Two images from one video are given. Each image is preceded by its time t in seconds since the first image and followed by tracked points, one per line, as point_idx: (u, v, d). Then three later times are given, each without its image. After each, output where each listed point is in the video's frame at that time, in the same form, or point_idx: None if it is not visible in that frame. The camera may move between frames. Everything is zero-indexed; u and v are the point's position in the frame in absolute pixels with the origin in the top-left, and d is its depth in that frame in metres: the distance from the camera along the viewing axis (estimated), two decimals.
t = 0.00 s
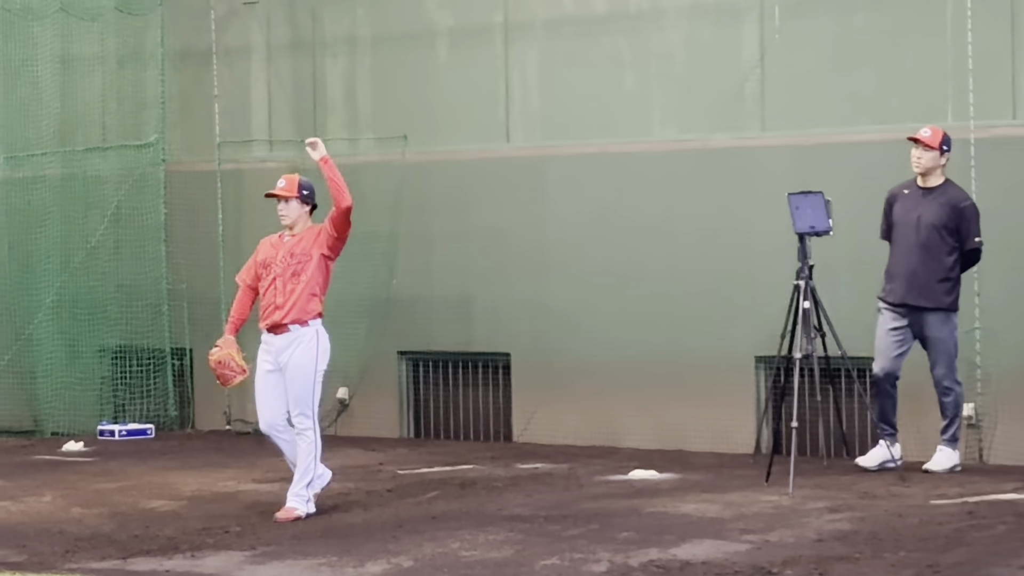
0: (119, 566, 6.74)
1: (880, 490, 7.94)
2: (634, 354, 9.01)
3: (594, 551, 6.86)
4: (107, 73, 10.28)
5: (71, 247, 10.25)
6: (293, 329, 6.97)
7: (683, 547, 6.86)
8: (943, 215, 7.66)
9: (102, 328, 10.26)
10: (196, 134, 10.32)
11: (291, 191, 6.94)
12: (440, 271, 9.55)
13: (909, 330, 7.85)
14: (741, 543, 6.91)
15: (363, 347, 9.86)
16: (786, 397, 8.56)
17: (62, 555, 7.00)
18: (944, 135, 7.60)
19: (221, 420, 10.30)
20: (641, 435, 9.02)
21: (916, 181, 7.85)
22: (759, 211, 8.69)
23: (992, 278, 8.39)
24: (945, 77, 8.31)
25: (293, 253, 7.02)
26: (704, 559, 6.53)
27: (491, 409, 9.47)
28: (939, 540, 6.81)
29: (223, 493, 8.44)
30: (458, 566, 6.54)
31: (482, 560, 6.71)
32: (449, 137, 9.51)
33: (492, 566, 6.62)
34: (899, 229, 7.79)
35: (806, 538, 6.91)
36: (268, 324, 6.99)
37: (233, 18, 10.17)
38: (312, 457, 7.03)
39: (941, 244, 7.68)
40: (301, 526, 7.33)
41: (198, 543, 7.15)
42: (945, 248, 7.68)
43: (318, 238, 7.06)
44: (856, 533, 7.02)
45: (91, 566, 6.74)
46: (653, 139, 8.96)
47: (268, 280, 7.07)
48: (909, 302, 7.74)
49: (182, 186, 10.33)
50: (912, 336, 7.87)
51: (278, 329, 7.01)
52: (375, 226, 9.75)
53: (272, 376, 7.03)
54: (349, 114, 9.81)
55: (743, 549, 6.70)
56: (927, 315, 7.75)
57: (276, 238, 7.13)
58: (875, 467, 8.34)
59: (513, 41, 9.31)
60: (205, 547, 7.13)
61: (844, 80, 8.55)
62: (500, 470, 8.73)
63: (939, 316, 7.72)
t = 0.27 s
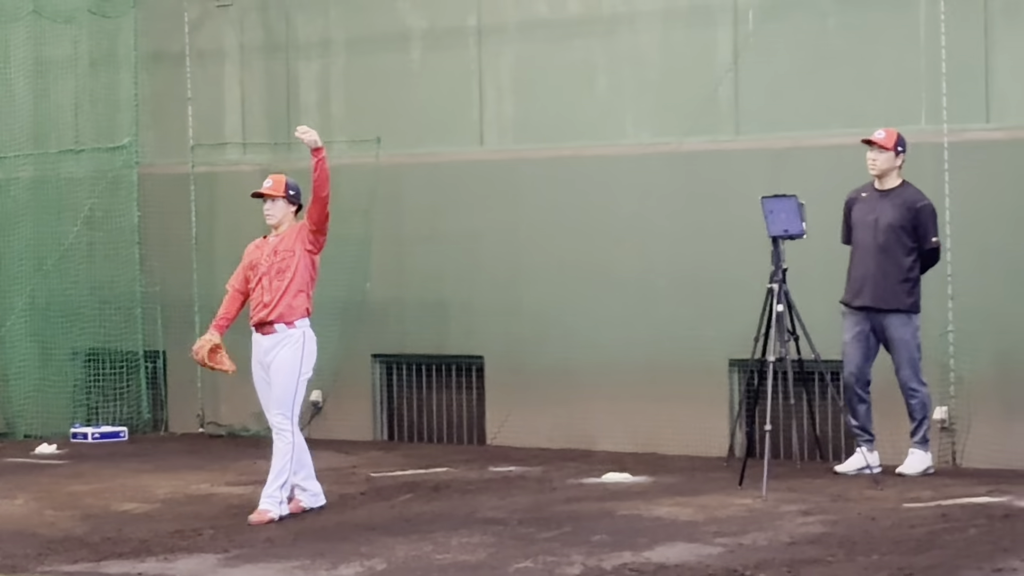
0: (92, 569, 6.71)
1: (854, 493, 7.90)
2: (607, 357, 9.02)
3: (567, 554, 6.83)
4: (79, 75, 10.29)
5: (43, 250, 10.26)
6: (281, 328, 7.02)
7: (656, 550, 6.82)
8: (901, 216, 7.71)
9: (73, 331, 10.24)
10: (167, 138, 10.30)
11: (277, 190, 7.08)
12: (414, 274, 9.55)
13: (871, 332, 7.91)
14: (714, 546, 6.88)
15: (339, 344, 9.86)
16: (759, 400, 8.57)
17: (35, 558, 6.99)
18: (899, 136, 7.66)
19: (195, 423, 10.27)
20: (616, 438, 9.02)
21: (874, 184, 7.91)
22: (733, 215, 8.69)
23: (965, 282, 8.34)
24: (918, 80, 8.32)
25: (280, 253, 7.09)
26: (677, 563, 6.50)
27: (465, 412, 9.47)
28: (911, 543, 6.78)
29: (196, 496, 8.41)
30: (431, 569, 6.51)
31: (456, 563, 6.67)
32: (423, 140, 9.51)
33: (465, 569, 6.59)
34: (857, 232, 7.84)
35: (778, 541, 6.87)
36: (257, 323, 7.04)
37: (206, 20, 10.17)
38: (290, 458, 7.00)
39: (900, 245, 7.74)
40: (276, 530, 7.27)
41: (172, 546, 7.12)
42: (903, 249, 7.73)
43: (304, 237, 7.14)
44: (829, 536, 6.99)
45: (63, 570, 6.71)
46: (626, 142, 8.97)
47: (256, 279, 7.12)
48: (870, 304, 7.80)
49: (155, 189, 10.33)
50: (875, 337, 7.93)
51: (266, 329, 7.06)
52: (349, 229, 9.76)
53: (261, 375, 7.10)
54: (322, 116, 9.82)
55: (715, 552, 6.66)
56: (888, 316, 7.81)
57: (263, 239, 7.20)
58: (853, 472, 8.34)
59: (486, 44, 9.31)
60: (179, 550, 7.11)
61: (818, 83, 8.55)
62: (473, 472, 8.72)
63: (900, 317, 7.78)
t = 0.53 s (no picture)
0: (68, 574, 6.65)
1: (831, 498, 7.83)
2: (585, 362, 9.03)
3: (545, 560, 6.77)
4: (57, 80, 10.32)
5: (20, 254, 10.23)
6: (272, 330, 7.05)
7: (635, 556, 6.76)
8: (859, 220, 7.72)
9: (50, 336, 10.24)
10: (145, 143, 10.31)
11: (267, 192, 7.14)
12: (392, 280, 9.55)
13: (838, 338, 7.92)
14: (691, 552, 6.81)
15: (317, 353, 9.86)
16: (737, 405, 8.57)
17: (12, 564, 6.95)
18: (851, 141, 7.67)
19: (172, 427, 10.28)
20: (593, 443, 9.03)
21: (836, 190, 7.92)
22: (711, 221, 8.69)
23: (943, 288, 8.31)
24: (896, 87, 8.33)
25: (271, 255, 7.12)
26: (654, 568, 6.44)
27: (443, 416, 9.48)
28: (889, 548, 6.72)
29: (173, 501, 8.37)
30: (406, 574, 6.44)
31: (433, 568, 6.60)
32: (401, 145, 9.52)
33: (442, 574, 6.53)
34: (820, 238, 7.88)
35: (756, 547, 6.81)
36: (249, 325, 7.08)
37: (184, 25, 10.17)
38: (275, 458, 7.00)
39: (860, 249, 7.74)
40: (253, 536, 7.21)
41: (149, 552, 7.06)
42: (863, 253, 7.73)
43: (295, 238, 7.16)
44: (806, 542, 6.93)
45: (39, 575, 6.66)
46: (605, 147, 8.97)
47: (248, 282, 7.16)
48: (831, 309, 7.82)
49: (132, 194, 10.33)
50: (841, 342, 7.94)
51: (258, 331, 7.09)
52: (327, 234, 9.77)
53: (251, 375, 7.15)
54: (300, 122, 9.84)
55: (693, 557, 6.61)
56: (849, 321, 7.81)
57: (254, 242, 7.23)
58: (831, 477, 8.24)
59: (464, 49, 9.32)
60: (157, 556, 7.05)
61: (796, 89, 8.55)
62: (451, 478, 8.69)
63: (861, 321, 7.77)
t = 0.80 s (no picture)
0: None
1: (811, 504, 7.74)
2: (564, 368, 9.04)
3: (524, 564, 6.66)
4: (37, 84, 10.38)
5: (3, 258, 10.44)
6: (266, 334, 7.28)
7: (613, 561, 6.65)
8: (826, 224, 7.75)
9: (32, 341, 10.36)
10: (126, 148, 10.34)
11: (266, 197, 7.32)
12: (373, 286, 9.58)
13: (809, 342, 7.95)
14: (671, 557, 6.70)
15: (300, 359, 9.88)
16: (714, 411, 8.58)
17: None
18: (810, 146, 7.66)
19: (151, 432, 10.29)
20: (573, 448, 9.05)
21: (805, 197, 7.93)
22: (691, 226, 8.69)
23: (923, 293, 8.26)
24: (876, 93, 8.30)
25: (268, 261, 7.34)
26: (633, 572, 6.35)
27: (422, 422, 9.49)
28: (868, 553, 6.62)
29: (152, 506, 8.31)
30: None
31: (413, 572, 6.48)
32: (381, 150, 9.53)
33: None
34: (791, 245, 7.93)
35: (735, 552, 6.71)
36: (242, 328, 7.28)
37: (165, 29, 10.19)
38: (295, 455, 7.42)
39: (828, 253, 7.77)
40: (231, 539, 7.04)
41: (129, 556, 6.95)
42: (830, 257, 7.76)
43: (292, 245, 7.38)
44: (785, 547, 6.84)
45: None
46: (585, 153, 8.97)
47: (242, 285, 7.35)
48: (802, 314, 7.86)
49: (113, 198, 10.36)
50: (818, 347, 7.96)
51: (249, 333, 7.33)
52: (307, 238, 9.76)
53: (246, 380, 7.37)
54: (281, 126, 9.85)
55: (672, 562, 6.51)
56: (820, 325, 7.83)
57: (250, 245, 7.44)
58: (811, 482, 8.16)
59: (445, 54, 9.33)
60: (136, 560, 6.93)
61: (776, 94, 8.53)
62: (431, 483, 8.66)
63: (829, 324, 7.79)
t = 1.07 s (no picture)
0: None
1: (792, 509, 7.63)
2: (546, 373, 9.04)
3: (506, 570, 6.54)
4: (18, 89, 10.39)
5: None
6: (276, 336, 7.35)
7: (596, 566, 6.54)
8: (803, 227, 7.74)
9: (15, 345, 10.38)
10: (107, 151, 10.39)
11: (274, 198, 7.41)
12: (355, 291, 9.59)
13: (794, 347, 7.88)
14: (652, 562, 6.57)
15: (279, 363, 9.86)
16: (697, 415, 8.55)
17: None
18: (781, 151, 7.67)
19: (134, 438, 10.35)
20: (555, 453, 9.04)
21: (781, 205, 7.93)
22: (672, 232, 8.69)
23: (904, 299, 8.23)
24: (859, 97, 8.28)
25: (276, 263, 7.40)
26: None
27: (404, 426, 9.50)
28: (850, 559, 6.51)
29: (133, 510, 8.23)
30: None
31: None
32: (364, 155, 9.55)
33: None
34: (772, 253, 7.91)
35: (717, 557, 6.59)
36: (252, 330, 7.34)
37: (146, 34, 10.24)
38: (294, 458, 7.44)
39: (806, 256, 7.74)
40: (214, 543, 6.92)
41: (110, 561, 6.82)
42: (808, 259, 7.73)
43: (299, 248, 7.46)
44: (766, 552, 6.72)
45: None
46: (567, 157, 8.98)
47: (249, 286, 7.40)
48: (786, 320, 7.81)
49: (96, 202, 10.40)
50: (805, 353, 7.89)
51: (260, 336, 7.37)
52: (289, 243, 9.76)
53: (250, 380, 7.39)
54: (263, 131, 9.88)
55: (654, 568, 6.41)
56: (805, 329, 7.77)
57: (255, 246, 7.46)
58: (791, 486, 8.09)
59: (427, 59, 9.36)
60: (118, 565, 6.80)
61: (758, 99, 8.51)
62: (413, 487, 8.61)
63: (811, 327, 7.73)
